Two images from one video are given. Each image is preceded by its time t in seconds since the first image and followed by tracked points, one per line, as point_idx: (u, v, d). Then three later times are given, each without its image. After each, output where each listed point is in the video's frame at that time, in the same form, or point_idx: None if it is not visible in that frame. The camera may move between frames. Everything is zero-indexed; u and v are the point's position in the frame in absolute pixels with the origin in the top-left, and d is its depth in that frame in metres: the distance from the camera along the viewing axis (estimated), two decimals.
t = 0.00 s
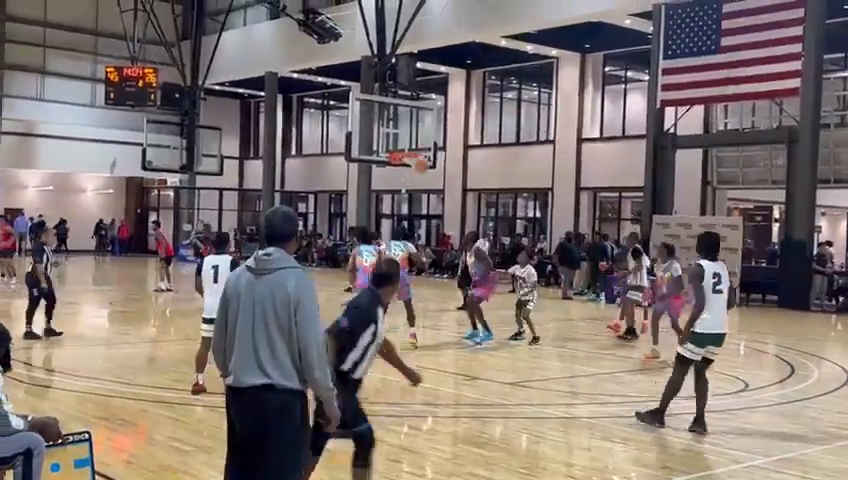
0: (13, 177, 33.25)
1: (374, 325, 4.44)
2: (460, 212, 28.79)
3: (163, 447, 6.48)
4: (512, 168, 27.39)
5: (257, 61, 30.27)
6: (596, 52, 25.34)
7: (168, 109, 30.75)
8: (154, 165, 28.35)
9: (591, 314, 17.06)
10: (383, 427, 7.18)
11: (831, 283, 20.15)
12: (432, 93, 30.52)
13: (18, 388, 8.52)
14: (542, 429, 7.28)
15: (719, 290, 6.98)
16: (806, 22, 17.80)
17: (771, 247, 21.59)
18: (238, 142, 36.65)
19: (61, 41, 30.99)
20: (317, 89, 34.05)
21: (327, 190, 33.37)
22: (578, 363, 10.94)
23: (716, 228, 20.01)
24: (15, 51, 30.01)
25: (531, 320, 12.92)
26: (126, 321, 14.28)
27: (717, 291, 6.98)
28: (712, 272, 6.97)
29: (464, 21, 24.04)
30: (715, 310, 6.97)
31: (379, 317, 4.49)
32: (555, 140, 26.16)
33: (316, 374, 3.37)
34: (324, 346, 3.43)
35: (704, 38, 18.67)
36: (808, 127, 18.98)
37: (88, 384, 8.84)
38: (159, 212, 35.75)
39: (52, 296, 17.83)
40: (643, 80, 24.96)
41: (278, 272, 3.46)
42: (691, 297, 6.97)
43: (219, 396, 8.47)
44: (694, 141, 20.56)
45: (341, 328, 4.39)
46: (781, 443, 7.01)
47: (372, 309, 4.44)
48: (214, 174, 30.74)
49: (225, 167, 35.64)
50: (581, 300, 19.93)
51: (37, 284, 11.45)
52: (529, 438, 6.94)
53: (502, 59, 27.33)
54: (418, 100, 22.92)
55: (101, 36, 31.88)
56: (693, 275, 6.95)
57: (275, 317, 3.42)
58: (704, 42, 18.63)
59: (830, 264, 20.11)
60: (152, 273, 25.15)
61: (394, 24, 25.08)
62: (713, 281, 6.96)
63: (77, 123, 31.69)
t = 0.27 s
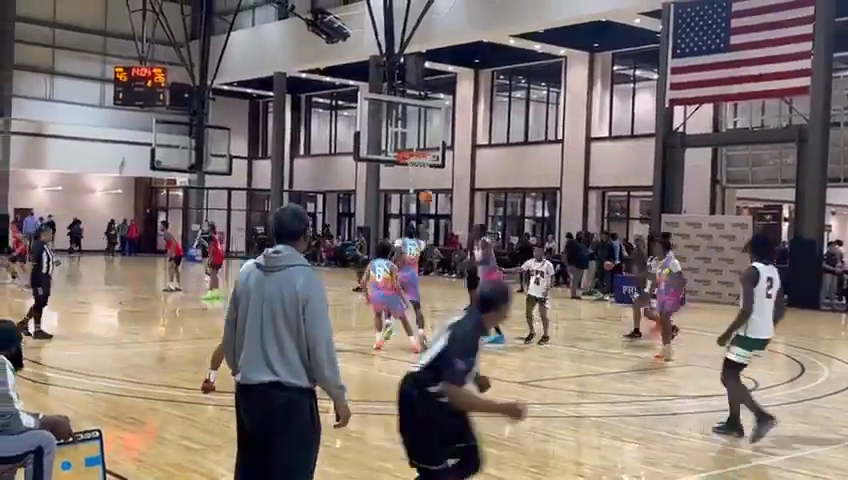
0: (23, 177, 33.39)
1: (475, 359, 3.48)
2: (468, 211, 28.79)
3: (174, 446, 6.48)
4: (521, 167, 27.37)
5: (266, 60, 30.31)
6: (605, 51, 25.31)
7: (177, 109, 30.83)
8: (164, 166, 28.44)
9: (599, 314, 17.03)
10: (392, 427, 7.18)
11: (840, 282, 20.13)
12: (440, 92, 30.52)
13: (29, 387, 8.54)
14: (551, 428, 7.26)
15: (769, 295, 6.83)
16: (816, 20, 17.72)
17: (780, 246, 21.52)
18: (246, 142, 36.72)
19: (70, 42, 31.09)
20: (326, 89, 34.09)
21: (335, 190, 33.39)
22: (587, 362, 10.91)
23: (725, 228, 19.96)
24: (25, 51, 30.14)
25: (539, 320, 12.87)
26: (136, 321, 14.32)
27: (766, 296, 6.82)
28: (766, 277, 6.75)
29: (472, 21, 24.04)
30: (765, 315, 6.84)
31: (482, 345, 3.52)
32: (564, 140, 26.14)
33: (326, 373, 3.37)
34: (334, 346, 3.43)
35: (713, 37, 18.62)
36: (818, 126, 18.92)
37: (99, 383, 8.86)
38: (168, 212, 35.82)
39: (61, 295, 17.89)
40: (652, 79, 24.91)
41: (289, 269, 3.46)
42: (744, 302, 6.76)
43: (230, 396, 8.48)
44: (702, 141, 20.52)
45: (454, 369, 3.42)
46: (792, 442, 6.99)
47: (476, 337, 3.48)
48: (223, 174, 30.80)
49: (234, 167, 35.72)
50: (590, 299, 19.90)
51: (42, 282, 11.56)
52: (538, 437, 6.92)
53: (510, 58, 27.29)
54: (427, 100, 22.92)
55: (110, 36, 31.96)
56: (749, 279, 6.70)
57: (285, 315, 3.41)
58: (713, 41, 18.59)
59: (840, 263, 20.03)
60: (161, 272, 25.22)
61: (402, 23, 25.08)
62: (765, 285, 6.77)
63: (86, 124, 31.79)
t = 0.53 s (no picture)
0: (37, 178, 33.56)
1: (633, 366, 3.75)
2: (480, 211, 28.75)
3: (188, 446, 6.50)
4: (533, 167, 27.31)
5: (278, 61, 30.36)
6: (617, 51, 25.25)
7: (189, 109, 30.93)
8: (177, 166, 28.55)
9: (612, 314, 16.98)
10: (405, 426, 7.18)
11: None
12: (452, 92, 30.51)
13: (44, 387, 8.59)
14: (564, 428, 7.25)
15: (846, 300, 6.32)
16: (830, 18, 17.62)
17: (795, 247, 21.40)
18: (259, 142, 36.80)
19: (84, 43, 31.24)
20: (338, 90, 34.13)
21: (347, 190, 33.41)
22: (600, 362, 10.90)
23: (739, 227, 19.87)
24: (39, 53, 30.31)
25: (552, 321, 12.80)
26: (149, 320, 14.39)
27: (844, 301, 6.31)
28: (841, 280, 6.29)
29: (484, 20, 24.02)
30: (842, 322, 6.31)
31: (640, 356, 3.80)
32: (576, 140, 26.07)
33: (330, 374, 3.37)
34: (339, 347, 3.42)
35: (726, 36, 18.54)
36: (832, 125, 18.81)
37: (113, 383, 8.90)
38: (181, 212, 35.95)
39: (75, 295, 17.98)
40: (665, 79, 24.82)
41: (297, 269, 3.47)
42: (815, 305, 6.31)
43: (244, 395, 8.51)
44: (716, 140, 20.44)
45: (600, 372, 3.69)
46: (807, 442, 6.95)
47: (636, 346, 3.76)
48: (235, 174, 30.87)
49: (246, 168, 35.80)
50: (602, 299, 19.87)
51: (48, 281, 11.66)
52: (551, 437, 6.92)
53: (522, 58, 27.23)
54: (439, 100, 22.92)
55: (123, 37, 32.08)
56: (820, 281, 6.28)
57: (289, 315, 3.41)
58: (725, 40, 18.51)
59: None
60: (173, 272, 25.30)
61: (414, 23, 25.09)
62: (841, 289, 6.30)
63: (99, 125, 31.92)
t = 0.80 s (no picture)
0: (53, 180, 33.77)
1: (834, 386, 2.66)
2: (493, 212, 28.75)
3: (203, 446, 6.54)
4: (546, 168, 27.30)
5: (292, 63, 30.45)
6: (631, 52, 25.22)
7: (203, 111, 31.07)
8: (191, 168, 28.69)
9: (625, 315, 16.95)
10: (419, 427, 7.20)
11: None
12: (465, 93, 30.55)
13: (59, 388, 8.64)
14: (578, 430, 7.25)
15: None
16: (845, 18, 17.53)
17: (811, 247, 21.28)
18: (272, 144, 36.91)
19: (99, 46, 31.40)
20: (351, 91, 34.22)
21: (360, 191, 33.47)
22: (612, 364, 10.89)
23: (754, 228, 19.79)
24: (54, 56, 30.51)
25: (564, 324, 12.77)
26: (164, 321, 14.46)
27: None
28: None
29: (497, 21, 24.02)
30: None
31: None
32: (590, 140, 26.03)
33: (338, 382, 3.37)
34: (347, 355, 3.40)
35: (741, 37, 18.47)
36: None
37: (128, 384, 8.95)
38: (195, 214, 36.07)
39: (90, 296, 18.10)
40: (679, 79, 24.75)
41: (311, 275, 3.48)
42: None
43: (258, 396, 8.54)
44: (730, 141, 20.37)
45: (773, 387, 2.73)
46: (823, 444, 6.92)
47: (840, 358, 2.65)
48: (250, 176, 30.98)
49: (260, 169, 35.96)
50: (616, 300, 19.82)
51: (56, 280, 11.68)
52: (565, 439, 6.91)
53: (536, 59, 27.22)
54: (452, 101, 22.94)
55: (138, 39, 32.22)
56: None
57: (298, 322, 3.43)
58: (740, 40, 18.45)
59: None
60: (187, 273, 25.39)
61: (427, 25, 25.13)
62: None
63: (114, 127, 32.09)
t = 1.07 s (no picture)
0: (72, 183, 34.01)
1: None
2: (510, 215, 28.70)
3: (221, 448, 6.57)
4: (564, 170, 27.25)
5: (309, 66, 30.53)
6: (649, 53, 25.11)
7: (221, 115, 31.20)
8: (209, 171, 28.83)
9: (643, 317, 16.88)
10: (437, 430, 7.21)
11: None
12: (482, 95, 30.53)
13: (79, 389, 8.71)
14: (596, 433, 7.24)
15: None
16: None
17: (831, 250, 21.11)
18: (290, 147, 37.01)
19: (118, 49, 31.58)
20: (368, 94, 34.26)
21: (377, 193, 33.49)
22: (631, 366, 10.86)
23: (773, 230, 19.68)
24: (74, 59, 30.73)
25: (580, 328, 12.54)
26: (183, 323, 14.54)
27: None
28: None
29: (515, 24, 23.99)
30: None
31: None
32: (607, 142, 25.94)
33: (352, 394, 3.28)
34: (365, 364, 3.29)
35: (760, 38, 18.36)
36: None
37: (148, 386, 9.01)
38: (214, 217, 36.21)
39: (110, 298, 18.22)
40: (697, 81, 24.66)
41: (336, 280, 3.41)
42: None
43: (277, 398, 8.58)
44: (749, 142, 20.25)
45: None
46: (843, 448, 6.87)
47: None
48: (267, 179, 31.08)
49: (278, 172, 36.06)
50: (634, 303, 19.75)
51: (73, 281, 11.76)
52: (583, 442, 6.90)
53: (553, 61, 27.18)
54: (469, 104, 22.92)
55: (157, 43, 32.40)
56: None
57: (323, 330, 3.40)
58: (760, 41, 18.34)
59: None
60: (205, 275, 25.51)
61: (443, 27, 25.14)
62: None
63: (134, 130, 32.29)
